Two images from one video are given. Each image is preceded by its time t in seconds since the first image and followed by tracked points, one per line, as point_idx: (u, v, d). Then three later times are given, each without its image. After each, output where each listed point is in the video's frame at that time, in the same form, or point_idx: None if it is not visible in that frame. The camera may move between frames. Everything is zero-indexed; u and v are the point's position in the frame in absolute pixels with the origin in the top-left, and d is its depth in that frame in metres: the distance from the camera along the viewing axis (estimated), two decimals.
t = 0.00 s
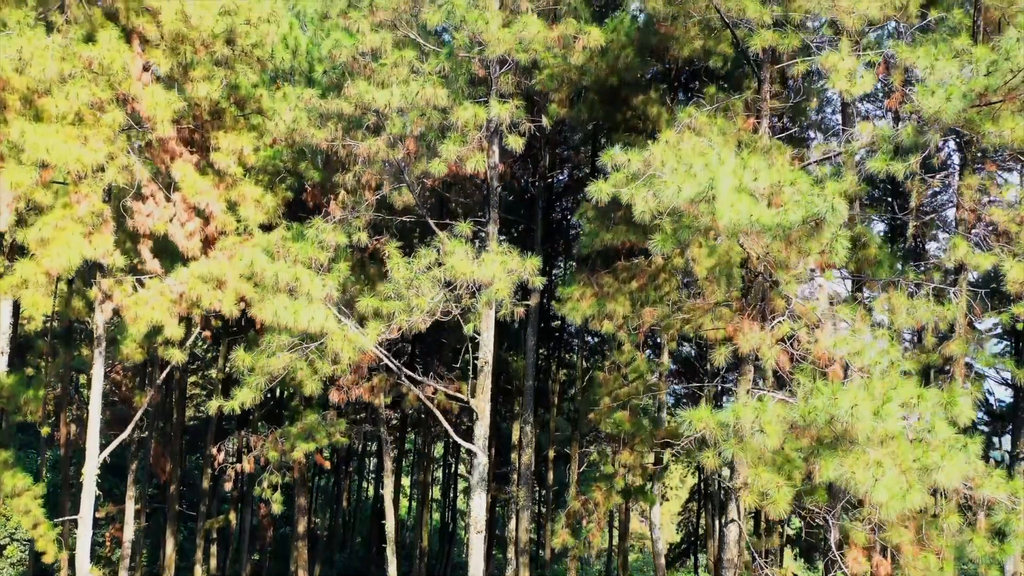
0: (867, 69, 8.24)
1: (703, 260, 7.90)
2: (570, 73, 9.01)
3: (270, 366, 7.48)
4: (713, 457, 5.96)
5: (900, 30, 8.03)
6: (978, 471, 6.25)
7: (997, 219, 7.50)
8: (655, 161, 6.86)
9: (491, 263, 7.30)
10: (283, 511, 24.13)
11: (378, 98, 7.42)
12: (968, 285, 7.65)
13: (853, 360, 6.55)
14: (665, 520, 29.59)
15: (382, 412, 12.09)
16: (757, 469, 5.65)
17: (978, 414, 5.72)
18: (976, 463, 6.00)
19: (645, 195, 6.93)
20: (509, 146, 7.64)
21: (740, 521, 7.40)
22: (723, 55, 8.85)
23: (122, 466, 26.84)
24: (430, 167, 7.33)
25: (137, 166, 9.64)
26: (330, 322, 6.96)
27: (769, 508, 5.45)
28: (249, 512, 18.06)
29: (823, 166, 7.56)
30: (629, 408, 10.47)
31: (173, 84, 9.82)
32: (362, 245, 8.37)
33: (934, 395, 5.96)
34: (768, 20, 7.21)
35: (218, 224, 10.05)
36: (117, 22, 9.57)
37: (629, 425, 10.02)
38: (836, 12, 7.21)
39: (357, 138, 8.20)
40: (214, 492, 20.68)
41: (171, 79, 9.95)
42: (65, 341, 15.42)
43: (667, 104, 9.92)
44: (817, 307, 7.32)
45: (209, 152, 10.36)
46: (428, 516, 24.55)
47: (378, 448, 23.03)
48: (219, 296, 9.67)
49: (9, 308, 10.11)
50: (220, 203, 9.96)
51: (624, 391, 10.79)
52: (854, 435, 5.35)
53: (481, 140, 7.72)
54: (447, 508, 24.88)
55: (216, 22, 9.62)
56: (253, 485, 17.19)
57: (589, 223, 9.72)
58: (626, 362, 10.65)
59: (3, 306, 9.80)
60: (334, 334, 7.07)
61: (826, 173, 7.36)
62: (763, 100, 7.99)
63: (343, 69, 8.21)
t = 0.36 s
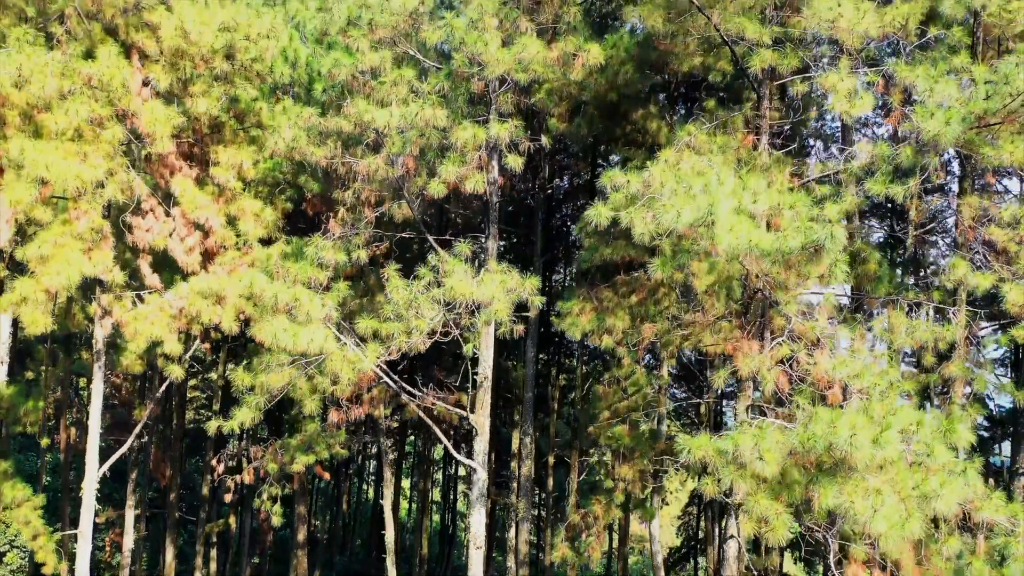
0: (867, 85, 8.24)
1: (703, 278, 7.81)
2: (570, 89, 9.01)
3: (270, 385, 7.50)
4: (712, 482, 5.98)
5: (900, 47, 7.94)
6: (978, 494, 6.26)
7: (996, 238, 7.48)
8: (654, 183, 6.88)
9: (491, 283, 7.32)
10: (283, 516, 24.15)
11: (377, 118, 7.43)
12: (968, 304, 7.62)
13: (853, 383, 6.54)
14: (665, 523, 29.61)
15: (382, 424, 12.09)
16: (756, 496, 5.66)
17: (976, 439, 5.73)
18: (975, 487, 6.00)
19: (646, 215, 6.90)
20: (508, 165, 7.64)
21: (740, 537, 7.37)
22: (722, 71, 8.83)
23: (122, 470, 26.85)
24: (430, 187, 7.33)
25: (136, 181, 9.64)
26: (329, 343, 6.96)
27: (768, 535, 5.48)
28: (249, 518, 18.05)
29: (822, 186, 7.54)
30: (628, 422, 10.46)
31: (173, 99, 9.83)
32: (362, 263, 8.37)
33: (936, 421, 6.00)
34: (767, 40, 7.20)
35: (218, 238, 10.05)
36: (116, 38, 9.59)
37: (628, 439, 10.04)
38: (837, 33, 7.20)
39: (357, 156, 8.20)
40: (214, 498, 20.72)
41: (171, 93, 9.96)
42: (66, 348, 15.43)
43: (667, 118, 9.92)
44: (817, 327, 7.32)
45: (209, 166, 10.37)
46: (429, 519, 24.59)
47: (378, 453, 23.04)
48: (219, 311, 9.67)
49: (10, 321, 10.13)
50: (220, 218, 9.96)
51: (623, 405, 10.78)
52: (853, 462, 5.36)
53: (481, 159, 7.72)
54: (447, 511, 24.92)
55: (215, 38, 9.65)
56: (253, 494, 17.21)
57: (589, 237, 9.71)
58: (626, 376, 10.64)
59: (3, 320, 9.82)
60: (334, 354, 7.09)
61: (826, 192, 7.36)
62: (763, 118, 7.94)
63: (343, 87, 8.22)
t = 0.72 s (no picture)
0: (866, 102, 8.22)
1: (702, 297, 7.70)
2: (569, 104, 9.00)
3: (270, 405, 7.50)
4: (710, 508, 5.99)
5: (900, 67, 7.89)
6: (977, 517, 6.26)
7: (995, 257, 7.46)
8: (653, 204, 6.87)
9: (490, 303, 7.33)
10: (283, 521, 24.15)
11: (376, 137, 7.43)
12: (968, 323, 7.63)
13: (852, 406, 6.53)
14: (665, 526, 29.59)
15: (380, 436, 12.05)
16: (754, 522, 5.67)
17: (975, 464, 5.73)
18: (975, 512, 6.00)
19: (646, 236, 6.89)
20: (508, 185, 7.63)
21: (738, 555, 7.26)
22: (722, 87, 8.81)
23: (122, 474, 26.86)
24: (429, 208, 7.32)
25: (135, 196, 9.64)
26: (328, 365, 6.96)
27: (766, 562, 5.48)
28: (249, 525, 18.02)
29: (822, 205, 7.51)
30: (628, 436, 10.45)
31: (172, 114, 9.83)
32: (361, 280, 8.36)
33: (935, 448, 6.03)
34: (767, 60, 7.20)
35: (218, 253, 10.04)
36: (116, 53, 9.59)
37: (628, 454, 10.02)
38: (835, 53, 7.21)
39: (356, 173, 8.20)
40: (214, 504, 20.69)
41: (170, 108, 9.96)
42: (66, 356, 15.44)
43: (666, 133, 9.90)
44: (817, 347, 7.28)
45: (208, 180, 10.36)
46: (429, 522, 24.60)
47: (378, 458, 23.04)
48: (219, 327, 9.66)
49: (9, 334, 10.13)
50: (219, 233, 9.96)
51: (623, 418, 10.77)
52: (851, 490, 5.36)
53: (480, 178, 7.71)
54: (446, 514, 24.93)
55: (215, 53, 9.67)
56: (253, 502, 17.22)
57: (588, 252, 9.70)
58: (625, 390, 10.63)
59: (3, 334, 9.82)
60: (334, 375, 7.10)
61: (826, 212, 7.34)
62: (763, 135, 7.82)
63: (342, 104, 8.22)
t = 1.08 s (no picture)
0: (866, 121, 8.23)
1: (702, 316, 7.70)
2: (568, 120, 8.99)
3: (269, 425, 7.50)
4: (709, 534, 5.98)
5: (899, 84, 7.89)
6: (975, 541, 6.24)
7: (994, 277, 7.45)
8: (652, 226, 6.88)
9: (488, 323, 7.33)
10: (283, 527, 24.17)
11: (375, 158, 7.43)
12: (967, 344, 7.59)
13: (851, 428, 6.52)
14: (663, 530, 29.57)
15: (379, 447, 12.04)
16: (753, 549, 5.67)
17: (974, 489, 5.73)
18: (973, 537, 5.99)
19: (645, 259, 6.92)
20: (506, 204, 7.63)
21: None
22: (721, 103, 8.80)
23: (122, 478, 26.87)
24: (427, 229, 7.32)
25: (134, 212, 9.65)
26: (327, 386, 6.97)
27: None
28: (249, 533, 18.03)
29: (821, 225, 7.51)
30: (627, 450, 10.46)
31: (172, 130, 9.83)
32: (360, 298, 8.36)
33: (933, 473, 6.04)
34: (766, 81, 7.20)
35: (217, 268, 10.05)
36: (115, 68, 9.59)
37: (627, 468, 10.02)
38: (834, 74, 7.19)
39: (355, 192, 8.19)
40: (214, 510, 20.67)
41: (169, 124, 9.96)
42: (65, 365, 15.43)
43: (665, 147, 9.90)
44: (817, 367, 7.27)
45: (207, 194, 10.36)
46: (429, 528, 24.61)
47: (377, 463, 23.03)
48: (217, 343, 9.66)
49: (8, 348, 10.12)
50: (219, 248, 9.97)
51: (622, 432, 10.71)
52: (850, 518, 5.36)
53: (479, 197, 7.72)
54: (446, 519, 24.94)
55: (213, 69, 9.67)
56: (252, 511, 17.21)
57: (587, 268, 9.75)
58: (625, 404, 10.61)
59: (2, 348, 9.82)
60: (332, 396, 7.10)
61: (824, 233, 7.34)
62: (761, 153, 7.84)
63: (341, 123, 8.21)
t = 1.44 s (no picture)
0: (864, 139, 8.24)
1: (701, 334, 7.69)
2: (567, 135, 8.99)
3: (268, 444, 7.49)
4: (709, 558, 5.97)
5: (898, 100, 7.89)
6: (975, 563, 6.24)
7: (993, 294, 7.45)
8: (651, 246, 6.88)
9: (487, 342, 7.33)
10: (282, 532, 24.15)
11: (374, 177, 7.43)
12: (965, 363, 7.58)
13: (851, 449, 6.52)
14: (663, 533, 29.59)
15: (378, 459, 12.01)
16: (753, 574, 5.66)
17: (974, 513, 5.73)
18: (973, 561, 5.98)
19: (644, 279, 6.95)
20: (505, 222, 7.63)
21: None
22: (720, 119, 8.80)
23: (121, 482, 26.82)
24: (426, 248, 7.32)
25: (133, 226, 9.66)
26: (327, 407, 6.96)
27: None
28: (249, 541, 18.00)
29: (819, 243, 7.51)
30: (626, 464, 10.46)
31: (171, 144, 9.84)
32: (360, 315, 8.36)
33: (930, 496, 6.05)
34: (765, 100, 7.20)
35: (216, 282, 10.05)
36: (114, 83, 9.59)
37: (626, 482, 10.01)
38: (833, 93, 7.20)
39: (353, 209, 8.19)
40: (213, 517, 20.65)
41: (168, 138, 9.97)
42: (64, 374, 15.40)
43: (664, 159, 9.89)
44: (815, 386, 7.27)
45: (206, 208, 10.36)
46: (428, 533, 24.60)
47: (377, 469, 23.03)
48: (217, 357, 9.65)
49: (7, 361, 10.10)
50: (218, 262, 9.97)
51: (621, 445, 10.70)
52: (850, 545, 5.35)
53: (478, 216, 7.72)
54: (446, 524, 24.94)
55: (212, 84, 9.67)
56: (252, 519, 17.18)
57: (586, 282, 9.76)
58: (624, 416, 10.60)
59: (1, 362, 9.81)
60: (331, 416, 7.09)
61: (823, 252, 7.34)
62: (760, 171, 7.84)
63: (340, 140, 8.21)
